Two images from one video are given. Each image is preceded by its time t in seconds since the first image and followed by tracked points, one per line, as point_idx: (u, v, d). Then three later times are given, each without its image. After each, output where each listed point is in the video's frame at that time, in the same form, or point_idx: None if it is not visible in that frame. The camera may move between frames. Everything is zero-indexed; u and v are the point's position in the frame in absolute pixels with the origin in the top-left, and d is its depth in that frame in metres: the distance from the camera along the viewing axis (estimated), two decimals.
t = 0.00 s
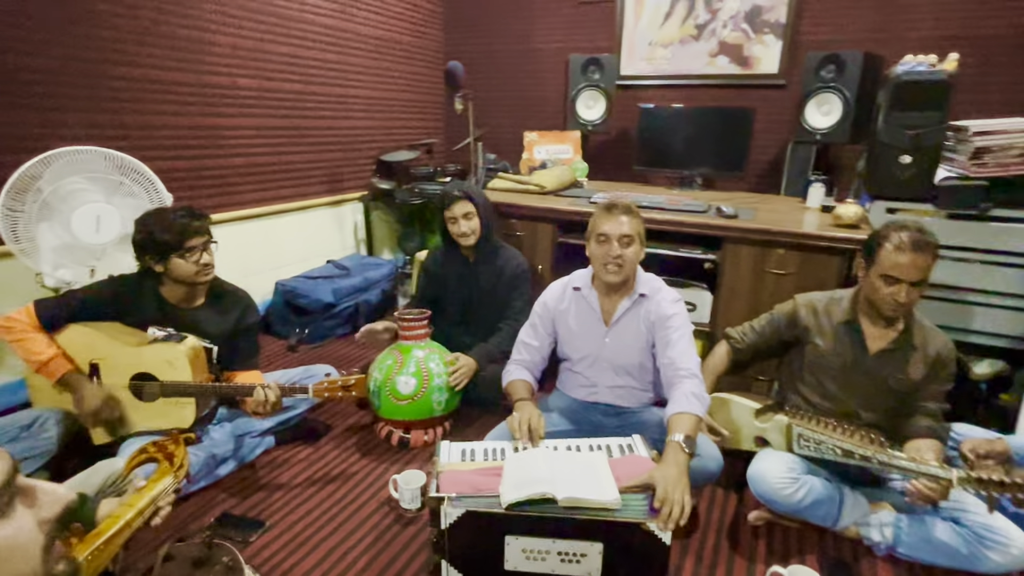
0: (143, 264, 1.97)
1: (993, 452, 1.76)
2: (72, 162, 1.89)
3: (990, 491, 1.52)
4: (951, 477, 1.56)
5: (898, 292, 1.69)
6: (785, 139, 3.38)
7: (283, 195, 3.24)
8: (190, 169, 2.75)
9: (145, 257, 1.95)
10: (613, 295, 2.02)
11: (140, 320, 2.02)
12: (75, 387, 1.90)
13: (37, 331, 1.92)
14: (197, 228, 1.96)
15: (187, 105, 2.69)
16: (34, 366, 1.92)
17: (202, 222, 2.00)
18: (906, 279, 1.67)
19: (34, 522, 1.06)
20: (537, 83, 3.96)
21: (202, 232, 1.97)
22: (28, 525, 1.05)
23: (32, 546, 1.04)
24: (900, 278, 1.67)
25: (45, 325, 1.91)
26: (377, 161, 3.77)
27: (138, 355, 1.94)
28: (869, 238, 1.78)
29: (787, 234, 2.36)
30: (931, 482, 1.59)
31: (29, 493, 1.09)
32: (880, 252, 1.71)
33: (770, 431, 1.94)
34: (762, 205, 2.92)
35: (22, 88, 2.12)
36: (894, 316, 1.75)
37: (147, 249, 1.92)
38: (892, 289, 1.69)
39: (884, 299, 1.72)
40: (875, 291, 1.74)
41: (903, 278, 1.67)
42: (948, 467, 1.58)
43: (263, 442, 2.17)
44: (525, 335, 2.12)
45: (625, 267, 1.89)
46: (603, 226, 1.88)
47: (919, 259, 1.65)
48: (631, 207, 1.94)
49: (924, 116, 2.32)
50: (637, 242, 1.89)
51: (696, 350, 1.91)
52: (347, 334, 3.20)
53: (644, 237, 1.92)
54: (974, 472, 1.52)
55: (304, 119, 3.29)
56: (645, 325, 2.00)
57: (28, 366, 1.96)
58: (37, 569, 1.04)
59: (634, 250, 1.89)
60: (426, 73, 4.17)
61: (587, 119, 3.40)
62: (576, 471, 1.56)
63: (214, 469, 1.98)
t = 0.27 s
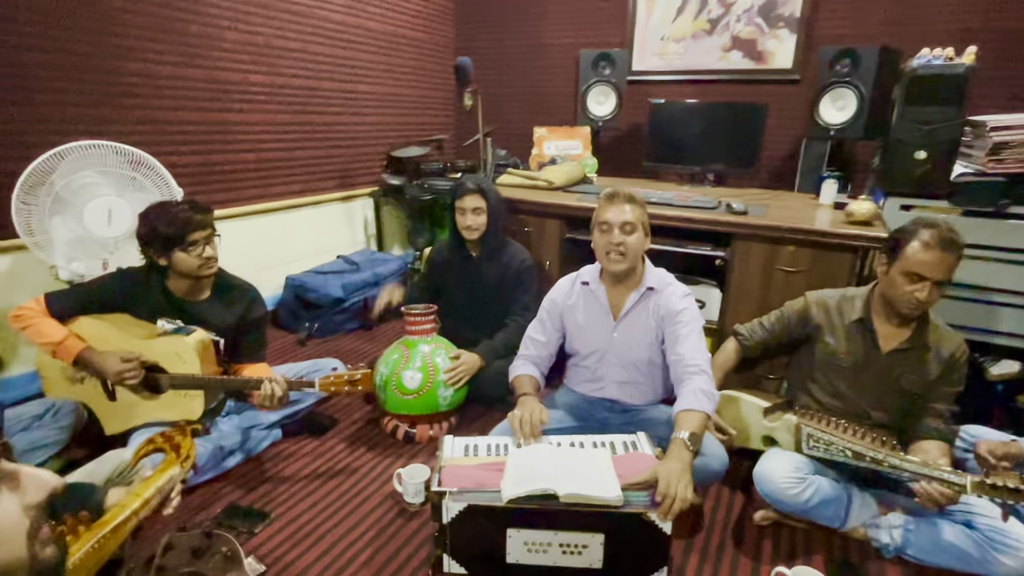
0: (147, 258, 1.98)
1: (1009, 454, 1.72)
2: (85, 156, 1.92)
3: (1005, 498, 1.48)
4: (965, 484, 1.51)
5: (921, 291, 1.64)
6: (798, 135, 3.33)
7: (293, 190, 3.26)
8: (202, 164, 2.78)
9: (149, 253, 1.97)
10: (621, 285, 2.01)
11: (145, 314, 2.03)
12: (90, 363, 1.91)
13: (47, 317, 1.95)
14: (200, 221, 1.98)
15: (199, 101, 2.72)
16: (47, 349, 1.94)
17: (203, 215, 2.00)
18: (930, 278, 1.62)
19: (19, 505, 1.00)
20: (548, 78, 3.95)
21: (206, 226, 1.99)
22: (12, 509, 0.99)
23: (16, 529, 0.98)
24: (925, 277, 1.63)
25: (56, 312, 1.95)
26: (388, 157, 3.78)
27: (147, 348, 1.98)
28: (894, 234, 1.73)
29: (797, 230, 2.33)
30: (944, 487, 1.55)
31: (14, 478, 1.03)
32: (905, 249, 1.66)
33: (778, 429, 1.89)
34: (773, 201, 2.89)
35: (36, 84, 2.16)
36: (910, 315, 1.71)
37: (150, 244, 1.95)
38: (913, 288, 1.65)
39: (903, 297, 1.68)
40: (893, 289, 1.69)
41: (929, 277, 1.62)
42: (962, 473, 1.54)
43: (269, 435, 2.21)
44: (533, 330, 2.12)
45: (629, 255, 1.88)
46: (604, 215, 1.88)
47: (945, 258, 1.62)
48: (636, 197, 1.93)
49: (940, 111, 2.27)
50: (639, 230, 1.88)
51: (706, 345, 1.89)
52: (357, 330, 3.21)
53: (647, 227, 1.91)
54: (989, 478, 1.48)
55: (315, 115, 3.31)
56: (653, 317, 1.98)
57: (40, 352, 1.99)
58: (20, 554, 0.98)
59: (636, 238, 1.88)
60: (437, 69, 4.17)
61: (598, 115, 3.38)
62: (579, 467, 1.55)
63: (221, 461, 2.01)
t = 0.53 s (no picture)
0: (160, 253, 2.02)
1: None
2: (99, 152, 1.96)
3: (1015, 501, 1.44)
4: (975, 485, 1.48)
5: (927, 287, 1.61)
6: (813, 132, 3.28)
7: (305, 186, 3.29)
8: (214, 160, 2.81)
9: (162, 249, 2.01)
10: (628, 285, 1.98)
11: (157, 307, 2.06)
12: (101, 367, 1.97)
13: (61, 316, 1.98)
14: (211, 218, 2.00)
15: (211, 97, 2.75)
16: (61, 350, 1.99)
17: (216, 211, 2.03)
18: (937, 274, 1.59)
19: (13, 496, 0.85)
20: (560, 75, 3.93)
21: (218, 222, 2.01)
22: (7, 496, 0.84)
23: (8, 525, 0.83)
24: (930, 271, 1.59)
25: (69, 310, 1.99)
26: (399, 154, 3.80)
27: (158, 341, 2.01)
28: (897, 231, 1.69)
29: (808, 228, 2.31)
30: (953, 488, 1.52)
31: (8, 464, 0.86)
32: (909, 245, 1.63)
33: (786, 430, 1.91)
34: (785, 199, 2.85)
35: (52, 81, 2.21)
36: (919, 313, 1.68)
37: (163, 238, 1.97)
38: (919, 283, 1.61)
39: (911, 294, 1.64)
40: (901, 287, 1.66)
41: (934, 272, 1.58)
42: (972, 474, 1.51)
43: (278, 428, 2.22)
44: (540, 327, 2.11)
45: (633, 259, 1.87)
46: (613, 216, 1.86)
47: (952, 254, 1.57)
48: (649, 200, 1.90)
49: (958, 107, 2.22)
50: (647, 236, 1.86)
51: (713, 346, 1.87)
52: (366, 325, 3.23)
53: (656, 232, 1.89)
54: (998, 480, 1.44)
55: (327, 111, 3.33)
56: (660, 317, 1.97)
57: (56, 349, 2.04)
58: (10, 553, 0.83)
59: (642, 244, 1.86)
60: (448, 66, 4.18)
61: (609, 111, 3.36)
62: (582, 464, 1.55)
63: (229, 453, 2.03)
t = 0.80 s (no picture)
0: (185, 250, 2.06)
1: None
2: (123, 150, 1.98)
3: None
4: (998, 496, 1.44)
5: (946, 292, 1.57)
6: (835, 130, 3.22)
7: (323, 185, 3.33)
8: (233, 159, 2.85)
9: (187, 243, 2.04)
10: (642, 284, 1.96)
11: (180, 304, 2.12)
12: (124, 362, 2.00)
13: (88, 310, 2.03)
14: (236, 216, 2.03)
15: (231, 96, 2.79)
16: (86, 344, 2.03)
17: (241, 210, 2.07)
18: (953, 278, 1.55)
19: (30, 492, 0.85)
20: (577, 73, 3.91)
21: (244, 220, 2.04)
22: (23, 492, 0.84)
23: (25, 520, 0.83)
24: (947, 278, 1.56)
25: (95, 305, 2.03)
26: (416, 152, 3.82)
27: (179, 338, 2.05)
28: (920, 235, 1.66)
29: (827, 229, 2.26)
30: (974, 498, 1.48)
31: (24, 459, 0.87)
32: (929, 249, 1.59)
33: (803, 434, 1.83)
34: (806, 199, 2.81)
35: (77, 82, 2.26)
36: (940, 318, 1.64)
37: (191, 236, 2.01)
38: (938, 289, 1.57)
39: (930, 300, 1.60)
40: (922, 293, 1.62)
41: (953, 278, 1.55)
42: (996, 484, 1.47)
43: (294, 424, 2.25)
44: (555, 329, 2.10)
45: (643, 257, 1.85)
46: (624, 214, 1.85)
47: (971, 258, 1.53)
48: (662, 199, 1.89)
49: (985, 105, 2.16)
50: (658, 233, 1.83)
51: (730, 348, 1.84)
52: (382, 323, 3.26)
53: (669, 230, 1.87)
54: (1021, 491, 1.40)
55: (345, 111, 3.36)
56: (675, 318, 1.95)
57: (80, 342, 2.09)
58: (24, 547, 0.84)
59: (653, 241, 1.84)
60: (466, 65, 4.19)
61: (626, 110, 3.34)
62: (594, 465, 1.54)
63: (246, 448, 2.06)
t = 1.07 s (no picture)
0: (217, 240, 2.10)
1: None
2: (152, 142, 2.00)
3: None
4: None
5: (994, 286, 1.51)
6: (867, 120, 3.13)
7: (346, 177, 3.35)
8: (258, 151, 2.88)
9: (220, 232, 2.07)
10: (662, 278, 1.95)
11: (208, 293, 2.14)
12: (154, 343, 2.03)
13: (120, 294, 2.08)
14: (269, 207, 2.06)
15: (256, 89, 2.82)
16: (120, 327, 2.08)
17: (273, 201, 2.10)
18: (1004, 272, 1.48)
19: (62, 473, 0.84)
20: (601, 64, 3.87)
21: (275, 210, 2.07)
22: (56, 475, 0.83)
23: (56, 502, 0.82)
24: (998, 271, 1.49)
25: (129, 290, 2.08)
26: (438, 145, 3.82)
27: (210, 326, 2.08)
28: (964, 226, 1.60)
29: (858, 221, 2.21)
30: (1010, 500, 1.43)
31: (58, 440, 0.86)
32: (977, 241, 1.52)
33: (830, 431, 1.78)
34: (835, 191, 2.74)
35: (109, 75, 2.30)
36: (982, 313, 1.58)
37: (223, 225, 2.04)
38: (986, 282, 1.51)
39: (974, 293, 1.55)
40: (964, 284, 1.56)
41: (1002, 271, 1.48)
42: None
43: (316, 413, 2.27)
44: (574, 320, 2.08)
45: (659, 248, 1.83)
46: (642, 204, 1.83)
47: None
48: (682, 188, 1.86)
49: None
50: (674, 224, 1.81)
51: (753, 341, 1.81)
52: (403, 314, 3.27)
53: (688, 222, 1.84)
54: None
55: (368, 103, 3.37)
56: (696, 310, 1.92)
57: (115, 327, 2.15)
58: (55, 527, 0.83)
59: (670, 232, 1.82)
60: (488, 56, 4.17)
61: (650, 100, 3.29)
62: (614, 458, 1.51)
63: (270, 436, 2.09)
